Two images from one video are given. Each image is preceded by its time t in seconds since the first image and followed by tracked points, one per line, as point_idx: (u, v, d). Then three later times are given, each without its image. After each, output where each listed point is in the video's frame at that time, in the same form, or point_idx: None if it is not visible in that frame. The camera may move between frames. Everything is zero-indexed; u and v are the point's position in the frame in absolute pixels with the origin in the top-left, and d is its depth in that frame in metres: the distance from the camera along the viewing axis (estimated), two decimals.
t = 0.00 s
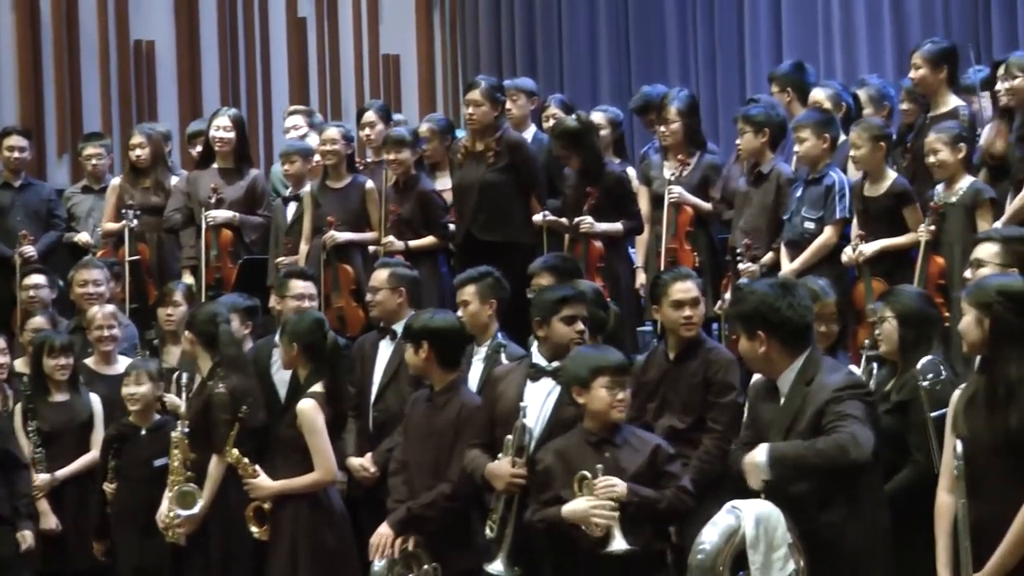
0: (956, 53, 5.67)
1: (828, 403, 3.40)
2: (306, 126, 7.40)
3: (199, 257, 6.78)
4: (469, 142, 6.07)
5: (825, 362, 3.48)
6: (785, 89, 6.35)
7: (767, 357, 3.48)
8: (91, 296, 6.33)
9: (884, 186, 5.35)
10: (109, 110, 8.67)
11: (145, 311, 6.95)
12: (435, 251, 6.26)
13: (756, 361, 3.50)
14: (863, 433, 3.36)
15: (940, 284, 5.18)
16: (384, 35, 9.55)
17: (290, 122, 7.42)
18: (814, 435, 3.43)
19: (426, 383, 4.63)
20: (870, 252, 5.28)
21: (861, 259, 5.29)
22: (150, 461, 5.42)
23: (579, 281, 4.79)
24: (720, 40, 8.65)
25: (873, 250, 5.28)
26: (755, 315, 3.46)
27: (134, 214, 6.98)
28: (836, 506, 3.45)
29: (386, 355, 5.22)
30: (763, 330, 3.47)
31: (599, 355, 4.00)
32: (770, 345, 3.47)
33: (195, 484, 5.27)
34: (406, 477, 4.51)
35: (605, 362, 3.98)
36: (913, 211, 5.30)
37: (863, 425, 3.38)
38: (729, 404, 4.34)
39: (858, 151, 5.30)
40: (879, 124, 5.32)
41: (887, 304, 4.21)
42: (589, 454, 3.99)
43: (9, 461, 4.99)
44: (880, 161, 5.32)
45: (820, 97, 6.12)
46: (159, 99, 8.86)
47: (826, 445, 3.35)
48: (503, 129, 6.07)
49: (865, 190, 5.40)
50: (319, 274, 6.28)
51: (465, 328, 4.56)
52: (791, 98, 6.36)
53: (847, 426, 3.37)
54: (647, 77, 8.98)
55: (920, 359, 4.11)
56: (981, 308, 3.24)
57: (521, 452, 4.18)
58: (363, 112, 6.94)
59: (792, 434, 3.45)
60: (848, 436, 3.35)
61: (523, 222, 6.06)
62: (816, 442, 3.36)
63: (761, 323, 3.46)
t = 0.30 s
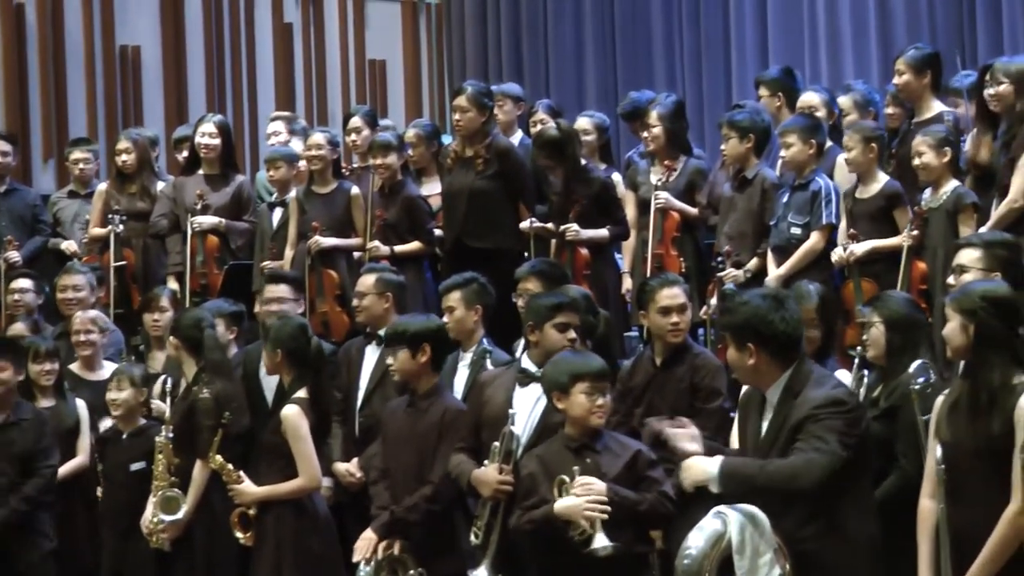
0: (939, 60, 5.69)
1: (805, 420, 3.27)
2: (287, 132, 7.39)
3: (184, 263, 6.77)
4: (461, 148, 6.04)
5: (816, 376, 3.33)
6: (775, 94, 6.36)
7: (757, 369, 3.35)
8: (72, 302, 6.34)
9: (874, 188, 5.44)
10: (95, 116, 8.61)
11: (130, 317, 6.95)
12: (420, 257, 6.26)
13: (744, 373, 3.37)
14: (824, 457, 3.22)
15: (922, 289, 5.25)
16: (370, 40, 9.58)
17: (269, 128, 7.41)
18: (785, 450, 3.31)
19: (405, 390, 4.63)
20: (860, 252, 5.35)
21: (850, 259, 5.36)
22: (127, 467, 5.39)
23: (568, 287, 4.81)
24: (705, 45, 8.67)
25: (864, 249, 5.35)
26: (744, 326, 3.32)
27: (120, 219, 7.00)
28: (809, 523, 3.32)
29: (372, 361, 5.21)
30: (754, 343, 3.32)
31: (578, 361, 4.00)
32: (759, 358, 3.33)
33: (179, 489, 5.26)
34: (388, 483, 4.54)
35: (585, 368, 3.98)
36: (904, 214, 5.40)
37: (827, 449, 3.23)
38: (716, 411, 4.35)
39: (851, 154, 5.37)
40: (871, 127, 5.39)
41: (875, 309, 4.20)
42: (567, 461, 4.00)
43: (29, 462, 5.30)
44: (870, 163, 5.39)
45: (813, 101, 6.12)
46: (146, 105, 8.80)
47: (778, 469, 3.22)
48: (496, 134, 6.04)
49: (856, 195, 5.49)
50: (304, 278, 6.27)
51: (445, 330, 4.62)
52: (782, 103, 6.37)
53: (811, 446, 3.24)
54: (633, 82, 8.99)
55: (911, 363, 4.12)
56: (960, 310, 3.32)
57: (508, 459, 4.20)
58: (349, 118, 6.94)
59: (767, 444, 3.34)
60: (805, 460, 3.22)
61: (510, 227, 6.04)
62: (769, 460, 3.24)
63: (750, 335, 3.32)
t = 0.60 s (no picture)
0: (924, 61, 5.70)
1: (791, 431, 3.26)
2: (273, 133, 7.39)
3: (171, 263, 6.76)
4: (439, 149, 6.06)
5: (796, 378, 3.32)
6: (770, 94, 6.36)
7: (750, 368, 3.34)
8: (58, 303, 6.32)
9: (867, 188, 5.47)
10: (81, 117, 8.59)
11: (116, 318, 6.94)
12: (407, 258, 6.25)
13: (733, 373, 3.35)
14: (821, 478, 3.22)
15: (912, 295, 5.26)
16: (357, 41, 9.58)
17: (257, 128, 7.40)
18: (773, 461, 3.29)
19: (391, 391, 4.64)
20: (851, 253, 5.35)
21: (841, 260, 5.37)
22: (111, 467, 5.39)
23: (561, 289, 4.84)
24: (692, 45, 8.67)
25: (855, 251, 5.35)
26: (741, 323, 3.31)
27: (106, 220, 6.98)
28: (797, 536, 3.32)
29: (359, 362, 5.21)
30: (754, 340, 3.32)
31: (561, 362, 4.02)
32: (757, 354, 3.33)
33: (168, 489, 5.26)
34: (376, 484, 4.55)
35: (566, 369, 4.00)
36: (894, 215, 5.43)
37: (825, 469, 3.23)
38: (703, 412, 4.36)
39: (846, 154, 5.43)
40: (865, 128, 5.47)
41: (864, 310, 4.21)
42: (553, 464, 4.00)
43: (18, 457, 5.35)
44: (865, 163, 5.45)
45: (801, 102, 6.14)
46: (132, 105, 8.78)
47: (779, 491, 3.20)
48: (474, 134, 6.02)
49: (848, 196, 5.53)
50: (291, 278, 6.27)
51: (428, 331, 4.61)
52: (777, 104, 6.38)
53: (808, 466, 3.23)
54: (619, 83, 9.00)
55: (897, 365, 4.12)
56: (951, 310, 3.32)
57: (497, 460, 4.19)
58: (336, 119, 6.93)
59: (753, 456, 3.32)
60: (808, 483, 3.21)
61: (494, 227, 6.05)
62: (772, 482, 3.21)
63: (750, 332, 3.32)
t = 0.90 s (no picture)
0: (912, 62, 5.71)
1: (796, 434, 3.26)
2: (262, 133, 7.38)
3: (159, 263, 6.76)
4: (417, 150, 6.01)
5: (788, 381, 3.33)
6: (760, 94, 6.37)
7: (751, 369, 3.34)
8: (46, 302, 6.30)
9: (857, 190, 5.48)
10: (70, 116, 8.57)
11: (105, 318, 6.93)
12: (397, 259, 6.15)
13: (732, 375, 3.34)
14: (834, 484, 3.24)
15: (907, 296, 5.24)
16: (346, 41, 9.57)
17: (246, 128, 7.39)
18: (777, 464, 3.30)
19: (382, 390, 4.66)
20: (843, 254, 5.37)
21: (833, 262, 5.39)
22: (99, 467, 5.38)
23: (557, 290, 4.83)
24: (681, 46, 8.67)
25: (848, 253, 5.37)
26: (740, 322, 3.31)
27: (95, 220, 6.96)
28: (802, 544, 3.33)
29: (349, 363, 5.14)
30: (755, 338, 3.32)
31: (553, 360, 4.03)
32: (759, 353, 3.33)
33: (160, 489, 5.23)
34: (367, 484, 4.56)
35: (557, 367, 4.01)
36: (886, 215, 5.43)
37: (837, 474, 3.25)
38: (692, 412, 4.35)
39: (842, 153, 5.44)
40: (862, 131, 5.50)
41: (854, 310, 4.22)
42: (546, 462, 4.00)
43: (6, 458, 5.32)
44: (861, 164, 5.47)
45: (789, 103, 6.14)
46: (120, 105, 8.77)
47: (800, 505, 3.23)
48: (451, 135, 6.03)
49: (840, 196, 5.53)
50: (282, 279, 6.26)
51: (416, 333, 4.57)
52: (767, 104, 6.40)
53: (821, 473, 3.24)
54: (609, 83, 9.00)
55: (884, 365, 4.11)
56: (951, 313, 3.38)
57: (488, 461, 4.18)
58: (325, 119, 6.92)
59: (754, 459, 3.32)
60: (825, 491, 3.23)
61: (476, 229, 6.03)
62: (792, 497, 3.24)
63: (750, 331, 3.32)
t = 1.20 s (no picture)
0: (897, 65, 5.72)
1: (798, 433, 3.31)
2: (250, 135, 7.37)
3: (143, 266, 6.74)
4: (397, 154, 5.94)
5: (784, 380, 3.38)
6: (744, 97, 6.38)
7: (749, 364, 3.38)
8: (31, 306, 6.28)
9: (841, 194, 5.49)
10: (54, 119, 8.56)
11: (90, 321, 6.91)
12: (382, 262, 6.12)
13: (730, 371, 3.37)
14: (835, 485, 3.31)
15: (896, 298, 5.22)
16: (331, 44, 9.57)
17: (233, 131, 7.38)
18: (775, 462, 3.35)
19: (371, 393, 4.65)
20: (830, 258, 5.38)
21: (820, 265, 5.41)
22: (82, 471, 5.36)
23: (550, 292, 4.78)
24: (667, 49, 8.68)
25: (835, 256, 5.37)
26: (737, 317, 3.36)
27: (81, 223, 6.95)
28: (794, 544, 3.40)
29: (333, 365, 5.17)
30: (752, 333, 3.38)
31: (551, 362, 4.02)
32: (756, 349, 3.37)
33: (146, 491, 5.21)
34: (354, 487, 4.55)
35: (555, 367, 4.00)
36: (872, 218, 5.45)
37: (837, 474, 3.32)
38: (677, 415, 4.36)
39: (828, 156, 5.47)
40: (848, 133, 5.51)
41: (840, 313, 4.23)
42: (535, 464, 4.02)
43: None
44: (847, 167, 5.49)
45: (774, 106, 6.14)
46: (106, 108, 8.76)
47: (801, 508, 3.29)
48: (431, 137, 5.93)
49: (825, 199, 5.54)
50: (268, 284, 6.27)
51: (411, 335, 4.59)
52: (751, 107, 6.41)
53: (822, 474, 3.30)
54: (595, 84, 9.01)
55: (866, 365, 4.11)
56: (939, 320, 3.40)
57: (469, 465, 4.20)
58: (311, 122, 6.92)
59: (750, 455, 3.37)
60: (828, 492, 3.29)
61: (456, 230, 5.97)
62: (793, 500, 3.30)
63: (747, 326, 3.38)
